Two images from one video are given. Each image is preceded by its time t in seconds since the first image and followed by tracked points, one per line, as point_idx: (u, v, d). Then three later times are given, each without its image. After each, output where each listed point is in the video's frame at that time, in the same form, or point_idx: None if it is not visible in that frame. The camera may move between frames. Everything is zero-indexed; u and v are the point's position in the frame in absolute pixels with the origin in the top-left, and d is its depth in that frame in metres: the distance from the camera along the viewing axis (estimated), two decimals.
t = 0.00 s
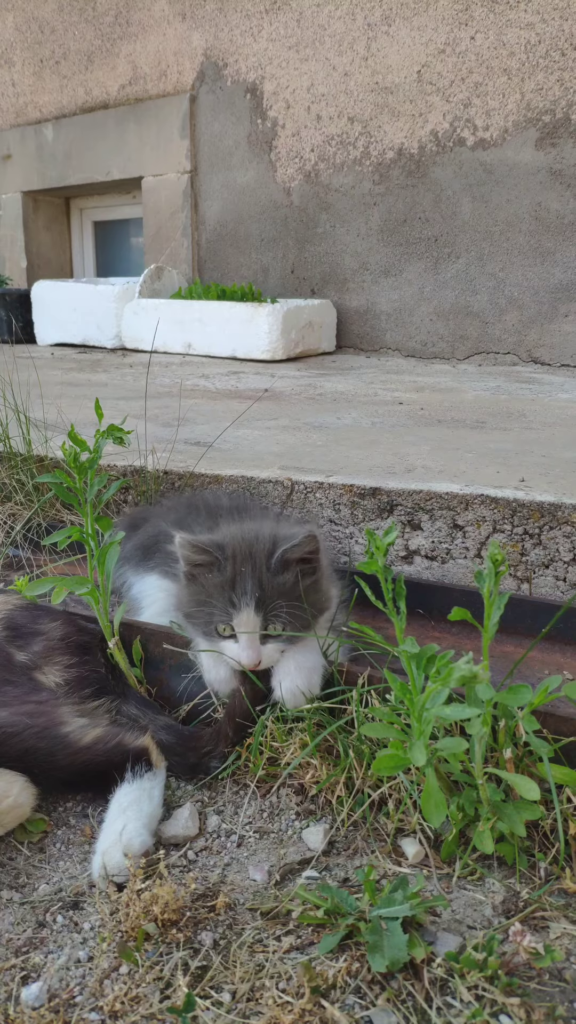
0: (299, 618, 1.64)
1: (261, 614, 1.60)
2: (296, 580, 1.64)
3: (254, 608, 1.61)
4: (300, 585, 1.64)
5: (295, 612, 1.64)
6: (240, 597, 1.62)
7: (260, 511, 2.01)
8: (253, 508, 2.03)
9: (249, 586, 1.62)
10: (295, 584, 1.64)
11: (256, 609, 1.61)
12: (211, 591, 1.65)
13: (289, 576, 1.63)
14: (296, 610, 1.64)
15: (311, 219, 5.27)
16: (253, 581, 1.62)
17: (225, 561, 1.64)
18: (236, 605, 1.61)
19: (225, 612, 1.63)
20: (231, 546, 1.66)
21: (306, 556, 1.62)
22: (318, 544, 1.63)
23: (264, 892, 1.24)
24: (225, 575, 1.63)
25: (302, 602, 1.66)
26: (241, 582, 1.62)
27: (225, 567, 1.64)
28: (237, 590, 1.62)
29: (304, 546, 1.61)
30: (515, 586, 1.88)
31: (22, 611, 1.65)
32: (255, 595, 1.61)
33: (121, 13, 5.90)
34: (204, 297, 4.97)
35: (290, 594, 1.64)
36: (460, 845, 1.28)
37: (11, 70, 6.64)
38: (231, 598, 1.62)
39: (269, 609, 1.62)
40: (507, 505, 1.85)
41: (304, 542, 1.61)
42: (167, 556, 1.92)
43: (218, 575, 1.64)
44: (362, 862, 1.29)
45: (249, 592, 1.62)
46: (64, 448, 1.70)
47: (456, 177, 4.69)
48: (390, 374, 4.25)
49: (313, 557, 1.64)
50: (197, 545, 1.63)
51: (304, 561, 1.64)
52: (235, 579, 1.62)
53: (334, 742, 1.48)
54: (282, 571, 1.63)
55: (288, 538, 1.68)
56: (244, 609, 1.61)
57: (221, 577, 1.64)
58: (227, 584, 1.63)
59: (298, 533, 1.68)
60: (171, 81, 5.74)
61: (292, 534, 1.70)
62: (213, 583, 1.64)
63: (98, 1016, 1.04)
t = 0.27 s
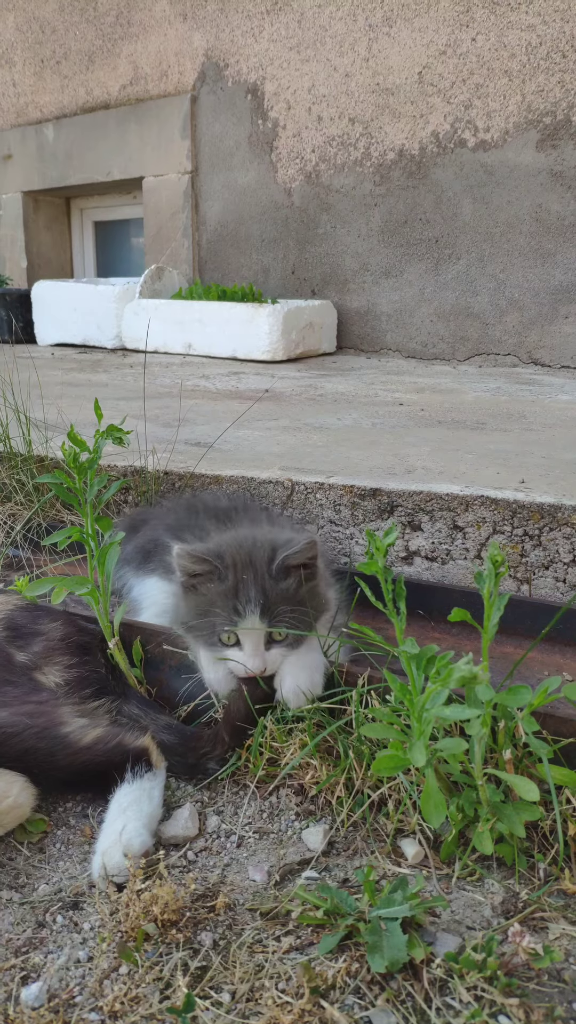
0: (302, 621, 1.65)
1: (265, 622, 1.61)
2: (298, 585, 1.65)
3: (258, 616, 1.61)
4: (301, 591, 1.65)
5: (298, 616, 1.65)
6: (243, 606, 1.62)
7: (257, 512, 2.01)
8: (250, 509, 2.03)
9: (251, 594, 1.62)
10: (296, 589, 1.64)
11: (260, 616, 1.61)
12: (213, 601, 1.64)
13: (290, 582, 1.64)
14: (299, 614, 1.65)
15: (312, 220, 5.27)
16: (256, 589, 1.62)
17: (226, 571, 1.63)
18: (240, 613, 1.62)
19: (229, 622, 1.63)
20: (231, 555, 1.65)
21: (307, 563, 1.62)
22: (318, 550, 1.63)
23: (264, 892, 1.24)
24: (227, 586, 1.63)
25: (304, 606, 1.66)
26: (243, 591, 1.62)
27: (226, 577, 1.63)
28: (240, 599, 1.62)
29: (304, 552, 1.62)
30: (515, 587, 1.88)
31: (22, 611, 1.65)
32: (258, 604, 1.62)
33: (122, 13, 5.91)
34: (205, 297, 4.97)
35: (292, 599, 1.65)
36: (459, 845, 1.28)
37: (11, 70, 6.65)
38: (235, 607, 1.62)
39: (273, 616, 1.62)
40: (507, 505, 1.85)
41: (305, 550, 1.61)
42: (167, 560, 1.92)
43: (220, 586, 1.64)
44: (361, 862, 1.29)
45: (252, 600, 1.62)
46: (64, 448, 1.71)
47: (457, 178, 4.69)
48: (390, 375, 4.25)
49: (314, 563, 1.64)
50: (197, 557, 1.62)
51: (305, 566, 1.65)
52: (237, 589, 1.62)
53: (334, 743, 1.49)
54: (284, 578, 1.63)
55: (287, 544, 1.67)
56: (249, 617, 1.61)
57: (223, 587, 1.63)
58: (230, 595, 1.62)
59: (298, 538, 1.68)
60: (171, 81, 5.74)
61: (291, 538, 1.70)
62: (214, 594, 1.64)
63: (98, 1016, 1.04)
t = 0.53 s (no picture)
0: (307, 607, 1.67)
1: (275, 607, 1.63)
2: (305, 570, 1.67)
3: (267, 602, 1.62)
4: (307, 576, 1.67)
5: (303, 604, 1.68)
6: (252, 592, 1.62)
7: (255, 509, 2.03)
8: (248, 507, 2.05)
9: (259, 580, 1.63)
10: (302, 574, 1.66)
11: (270, 601, 1.63)
12: (221, 590, 1.64)
13: (296, 568, 1.65)
14: (305, 600, 1.67)
15: (312, 219, 5.27)
16: (264, 575, 1.63)
17: (234, 558, 1.65)
18: (250, 599, 1.62)
19: (238, 609, 1.63)
20: (237, 543, 1.67)
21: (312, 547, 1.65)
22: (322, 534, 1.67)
23: (269, 890, 1.24)
24: (235, 572, 1.64)
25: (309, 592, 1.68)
26: (252, 578, 1.63)
27: (234, 563, 1.64)
28: (250, 584, 1.63)
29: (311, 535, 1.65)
30: (517, 585, 1.88)
31: (26, 610, 1.66)
32: (266, 589, 1.63)
33: (121, 12, 5.90)
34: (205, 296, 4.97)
35: (299, 585, 1.66)
36: (464, 843, 1.28)
37: (11, 70, 6.65)
38: (245, 593, 1.63)
39: (282, 601, 1.64)
40: (510, 503, 1.85)
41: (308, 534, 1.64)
42: (170, 557, 1.93)
43: (227, 573, 1.64)
44: (366, 860, 1.29)
45: (260, 586, 1.63)
46: (67, 447, 1.71)
47: (457, 176, 4.69)
48: (392, 374, 4.25)
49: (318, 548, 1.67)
50: (204, 545, 1.63)
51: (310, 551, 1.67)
52: (245, 577, 1.63)
53: (337, 741, 1.49)
54: (291, 563, 1.65)
55: (291, 531, 1.70)
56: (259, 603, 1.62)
57: (231, 574, 1.64)
58: (238, 582, 1.63)
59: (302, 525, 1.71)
60: (171, 81, 5.74)
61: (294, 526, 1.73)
62: (223, 581, 1.64)
63: (104, 1013, 1.04)
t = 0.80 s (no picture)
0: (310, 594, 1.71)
1: (279, 596, 1.66)
2: (307, 558, 1.71)
3: (271, 591, 1.66)
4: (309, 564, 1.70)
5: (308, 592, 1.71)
6: (256, 583, 1.66)
7: (255, 502, 2.04)
8: (248, 500, 2.06)
9: (262, 571, 1.66)
10: (305, 561, 1.70)
11: (274, 591, 1.66)
12: (226, 582, 1.67)
13: (298, 556, 1.69)
14: (309, 587, 1.70)
15: (313, 215, 5.27)
16: (267, 565, 1.66)
17: (237, 549, 1.67)
18: (254, 590, 1.66)
19: (243, 602, 1.66)
20: (239, 535, 1.69)
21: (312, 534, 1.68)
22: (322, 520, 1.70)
23: (274, 882, 1.25)
24: (239, 565, 1.67)
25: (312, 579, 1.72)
26: (256, 569, 1.66)
27: (237, 555, 1.67)
28: (254, 575, 1.66)
29: (311, 524, 1.68)
30: (522, 579, 1.89)
31: (30, 605, 1.66)
32: (270, 578, 1.66)
33: (121, 8, 5.90)
34: (206, 293, 4.97)
35: (302, 573, 1.70)
36: (469, 835, 1.28)
37: (10, 68, 6.64)
38: (249, 584, 1.66)
39: (286, 590, 1.67)
40: (514, 498, 1.86)
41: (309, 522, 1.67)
42: (173, 554, 1.93)
43: (231, 566, 1.67)
44: (371, 852, 1.29)
45: (263, 576, 1.66)
46: (70, 443, 1.71)
47: (459, 171, 4.69)
48: (394, 370, 4.25)
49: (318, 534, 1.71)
50: (207, 539, 1.66)
51: (310, 538, 1.71)
52: (249, 568, 1.66)
53: (342, 734, 1.49)
54: (294, 551, 1.69)
55: (291, 520, 1.73)
56: (263, 594, 1.66)
57: (235, 566, 1.67)
58: (243, 575, 1.66)
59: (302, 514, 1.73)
60: (171, 76, 5.74)
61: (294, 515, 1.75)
62: (227, 574, 1.67)
63: (112, 1003, 1.04)
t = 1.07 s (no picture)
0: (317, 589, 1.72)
1: (286, 591, 1.68)
2: (315, 553, 1.73)
3: (278, 586, 1.67)
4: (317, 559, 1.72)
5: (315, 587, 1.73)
6: (264, 577, 1.68)
7: (261, 495, 2.05)
8: (254, 494, 2.07)
9: (270, 565, 1.68)
10: (312, 556, 1.71)
11: (282, 586, 1.68)
12: (234, 577, 1.69)
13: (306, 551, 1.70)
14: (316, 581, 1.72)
15: (318, 210, 5.26)
16: (275, 560, 1.68)
17: (244, 544, 1.69)
18: (262, 584, 1.67)
19: (250, 596, 1.68)
20: (247, 530, 1.70)
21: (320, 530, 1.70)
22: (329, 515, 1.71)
23: (282, 874, 1.25)
24: (246, 559, 1.68)
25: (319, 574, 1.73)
26: (263, 563, 1.68)
27: (245, 550, 1.68)
28: (261, 570, 1.68)
29: (319, 519, 1.69)
30: (528, 575, 1.89)
31: (38, 597, 1.66)
32: (278, 573, 1.68)
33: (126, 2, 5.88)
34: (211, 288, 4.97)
35: (309, 567, 1.71)
36: (476, 829, 1.28)
37: (15, 62, 6.63)
38: (256, 578, 1.68)
39: (294, 584, 1.69)
40: (521, 493, 1.86)
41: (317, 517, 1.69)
42: (180, 549, 1.93)
43: (238, 560, 1.69)
44: (378, 845, 1.30)
45: (271, 570, 1.68)
46: (77, 436, 1.71)
47: (465, 166, 4.67)
48: (399, 365, 4.25)
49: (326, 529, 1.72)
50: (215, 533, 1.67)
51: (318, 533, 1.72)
52: (257, 563, 1.68)
53: (349, 728, 1.49)
54: (301, 547, 1.71)
55: (298, 515, 1.74)
56: (271, 588, 1.67)
57: (243, 560, 1.68)
58: (250, 569, 1.68)
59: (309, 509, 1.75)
60: (176, 70, 5.72)
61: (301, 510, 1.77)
62: (234, 568, 1.69)
63: (121, 993, 1.05)
